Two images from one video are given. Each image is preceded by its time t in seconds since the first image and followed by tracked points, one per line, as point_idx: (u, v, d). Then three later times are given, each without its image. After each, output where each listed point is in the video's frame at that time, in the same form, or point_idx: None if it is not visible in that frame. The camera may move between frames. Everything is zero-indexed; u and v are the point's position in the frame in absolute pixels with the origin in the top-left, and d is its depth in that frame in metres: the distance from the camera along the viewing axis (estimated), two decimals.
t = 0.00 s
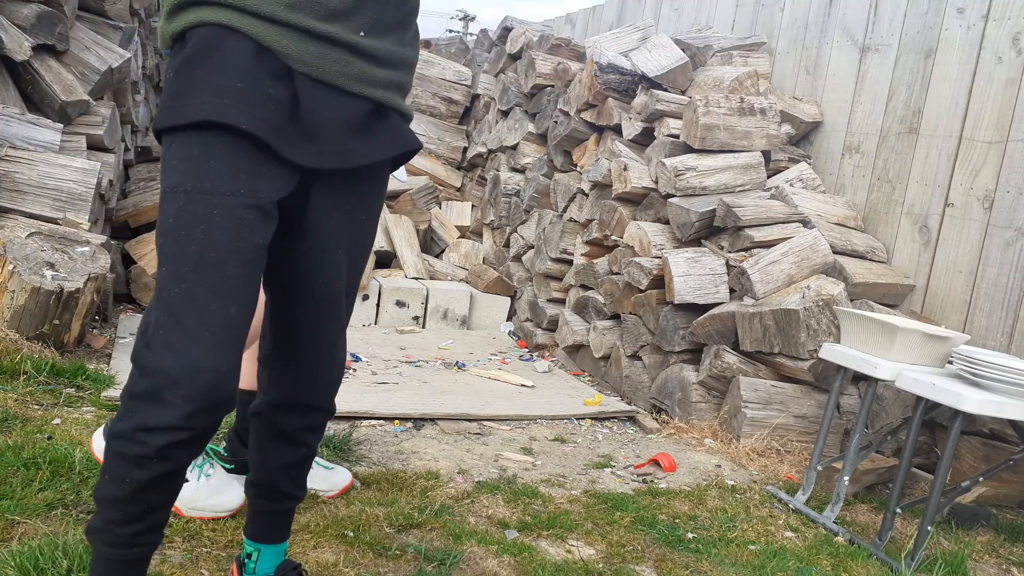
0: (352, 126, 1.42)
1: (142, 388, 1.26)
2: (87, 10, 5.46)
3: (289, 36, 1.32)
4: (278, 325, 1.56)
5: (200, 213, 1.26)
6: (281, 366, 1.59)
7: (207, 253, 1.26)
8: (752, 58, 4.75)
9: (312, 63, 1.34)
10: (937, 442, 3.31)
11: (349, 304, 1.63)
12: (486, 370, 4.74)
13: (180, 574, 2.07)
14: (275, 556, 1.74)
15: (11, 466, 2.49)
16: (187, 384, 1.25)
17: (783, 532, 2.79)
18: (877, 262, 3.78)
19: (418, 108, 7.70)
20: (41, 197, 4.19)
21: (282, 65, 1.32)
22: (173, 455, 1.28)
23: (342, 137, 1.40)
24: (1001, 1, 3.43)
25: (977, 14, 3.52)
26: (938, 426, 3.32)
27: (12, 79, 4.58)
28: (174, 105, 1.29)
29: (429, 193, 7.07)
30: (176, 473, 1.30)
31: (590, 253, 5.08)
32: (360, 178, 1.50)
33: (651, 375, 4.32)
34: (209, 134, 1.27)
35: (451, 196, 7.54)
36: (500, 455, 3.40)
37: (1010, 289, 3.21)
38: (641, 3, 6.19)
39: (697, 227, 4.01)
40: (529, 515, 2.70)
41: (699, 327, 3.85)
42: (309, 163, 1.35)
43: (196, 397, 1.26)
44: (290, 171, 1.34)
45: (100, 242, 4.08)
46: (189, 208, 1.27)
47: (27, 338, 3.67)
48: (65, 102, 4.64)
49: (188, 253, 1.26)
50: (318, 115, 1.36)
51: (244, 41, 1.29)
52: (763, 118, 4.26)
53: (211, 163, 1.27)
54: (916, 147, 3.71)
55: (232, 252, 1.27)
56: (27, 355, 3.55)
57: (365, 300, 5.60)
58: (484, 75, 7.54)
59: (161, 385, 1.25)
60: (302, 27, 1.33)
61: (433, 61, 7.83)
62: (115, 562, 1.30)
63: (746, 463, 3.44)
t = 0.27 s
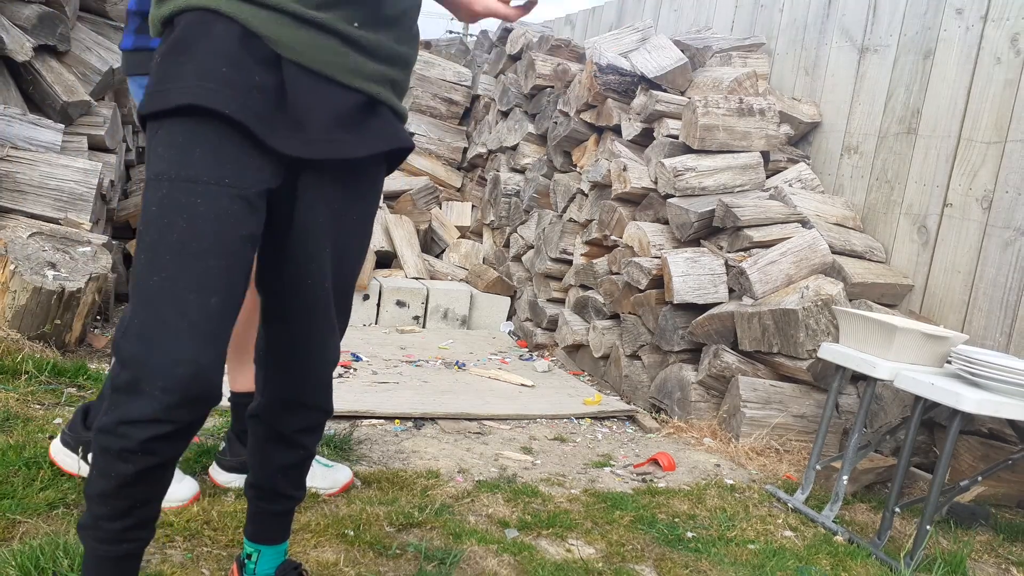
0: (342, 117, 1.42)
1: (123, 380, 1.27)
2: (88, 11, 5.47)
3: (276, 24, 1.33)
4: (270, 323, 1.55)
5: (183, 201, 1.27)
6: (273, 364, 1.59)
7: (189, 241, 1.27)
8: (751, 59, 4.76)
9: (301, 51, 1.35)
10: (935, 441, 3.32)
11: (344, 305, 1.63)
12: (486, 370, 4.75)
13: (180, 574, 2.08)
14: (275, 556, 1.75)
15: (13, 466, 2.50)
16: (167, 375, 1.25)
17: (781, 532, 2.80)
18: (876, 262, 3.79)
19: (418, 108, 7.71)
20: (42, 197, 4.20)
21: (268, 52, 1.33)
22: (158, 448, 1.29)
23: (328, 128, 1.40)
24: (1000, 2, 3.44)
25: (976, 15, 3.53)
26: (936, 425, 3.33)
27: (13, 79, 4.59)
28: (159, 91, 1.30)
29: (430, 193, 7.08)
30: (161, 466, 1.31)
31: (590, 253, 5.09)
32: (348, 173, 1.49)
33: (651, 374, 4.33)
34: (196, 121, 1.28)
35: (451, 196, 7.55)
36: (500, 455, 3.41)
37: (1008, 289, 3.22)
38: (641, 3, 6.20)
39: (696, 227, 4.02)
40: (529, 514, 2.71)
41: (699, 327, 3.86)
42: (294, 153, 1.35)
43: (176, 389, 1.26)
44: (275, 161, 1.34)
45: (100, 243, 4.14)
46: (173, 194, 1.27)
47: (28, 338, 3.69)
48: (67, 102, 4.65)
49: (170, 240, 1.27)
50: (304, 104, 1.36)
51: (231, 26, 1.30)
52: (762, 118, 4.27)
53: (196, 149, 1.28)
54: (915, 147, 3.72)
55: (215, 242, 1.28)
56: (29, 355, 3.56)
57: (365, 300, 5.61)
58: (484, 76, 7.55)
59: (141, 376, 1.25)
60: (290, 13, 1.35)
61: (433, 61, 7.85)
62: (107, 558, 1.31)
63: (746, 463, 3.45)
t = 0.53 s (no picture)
0: (326, 117, 1.39)
1: (130, 373, 1.17)
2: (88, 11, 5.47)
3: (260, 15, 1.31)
4: (267, 325, 1.51)
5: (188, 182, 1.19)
6: (265, 369, 1.54)
7: (196, 224, 1.18)
8: (752, 58, 4.75)
9: (285, 49, 1.34)
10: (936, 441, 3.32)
11: (334, 311, 1.59)
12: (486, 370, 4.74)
13: (180, 574, 2.07)
14: (274, 557, 1.74)
15: (12, 466, 2.49)
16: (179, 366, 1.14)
17: (782, 532, 2.80)
18: (876, 262, 3.78)
19: (418, 108, 7.70)
20: (42, 197, 4.19)
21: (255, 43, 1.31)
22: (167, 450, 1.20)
23: (310, 129, 1.35)
24: (1000, 2, 3.43)
25: (977, 14, 3.53)
26: (937, 426, 3.32)
27: (12, 79, 4.59)
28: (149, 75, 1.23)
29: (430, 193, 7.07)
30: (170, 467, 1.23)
31: (590, 253, 5.09)
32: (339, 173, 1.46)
33: (651, 374, 4.32)
34: (195, 103, 1.22)
35: (451, 196, 7.54)
36: (500, 455, 3.40)
37: (1009, 289, 3.21)
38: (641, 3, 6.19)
39: (696, 227, 4.02)
40: (529, 514, 2.71)
41: (699, 327, 3.85)
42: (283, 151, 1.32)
43: (186, 386, 1.15)
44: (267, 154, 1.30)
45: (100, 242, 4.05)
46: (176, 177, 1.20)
47: (28, 338, 3.72)
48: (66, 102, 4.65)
49: (174, 225, 1.18)
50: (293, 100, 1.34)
51: (220, 20, 1.29)
52: (763, 118, 4.26)
53: (197, 133, 1.22)
54: (916, 147, 3.72)
55: (223, 226, 1.20)
56: (28, 355, 3.56)
57: (365, 300, 5.60)
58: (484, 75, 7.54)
59: (150, 368, 1.15)
60: (275, 10, 1.34)
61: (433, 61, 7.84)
62: (107, 551, 1.26)
63: (746, 463, 3.45)
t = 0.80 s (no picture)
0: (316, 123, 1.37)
1: (129, 381, 1.11)
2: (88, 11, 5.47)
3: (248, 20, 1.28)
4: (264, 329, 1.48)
5: (191, 179, 1.15)
6: (260, 374, 1.52)
7: (201, 217, 1.14)
8: (752, 58, 4.75)
9: (268, 53, 1.29)
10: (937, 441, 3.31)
11: (325, 314, 1.58)
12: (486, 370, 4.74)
13: (180, 574, 2.07)
14: (274, 559, 1.73)
15: (12, 466, 2.49)
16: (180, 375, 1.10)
17: (782, 532, 2.79)
18: (877, 262, 3.78)
19: (418, 107, 7.69)
20: (41, 197, 4.19)
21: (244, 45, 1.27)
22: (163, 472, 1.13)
23: (298, 132, 1.33)
24: (1000, 1, 3.43)
25: (977, 14, 3.53)
26: (937, 426, 3.32)
27: (12, 79, 4.59)
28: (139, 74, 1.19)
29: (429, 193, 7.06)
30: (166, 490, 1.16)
31: (590, 253, 5.08)
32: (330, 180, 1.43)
33: (651, 375, 4.32)
34: (192, 102, 1.18)
35: (451, 196, 7.53)
36: (500, 455, 3.39)
37: (1010, 288, 3.21)
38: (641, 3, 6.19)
39: (697, 227, 4.01)
40: (529, 515, 2.70)
41: (699, 327, 3.84)
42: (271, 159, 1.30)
43: (199, 389, 1.10)
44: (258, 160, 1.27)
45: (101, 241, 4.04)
46: (177, 169, 1.15)
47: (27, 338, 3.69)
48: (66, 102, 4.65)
49: (179, 218, 1.14)
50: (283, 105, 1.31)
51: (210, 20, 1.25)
52: (763, 118, 4.26)
53: (196, 125, 1.18)
54: (916, 147, 3.71)
55: (228, 221, 1.16)
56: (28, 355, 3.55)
57: (364, 300, 5.59)
58: (484, 75, 7.54)
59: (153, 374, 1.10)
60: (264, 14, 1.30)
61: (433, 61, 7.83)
62: None
63: (746, 463, 3.44)
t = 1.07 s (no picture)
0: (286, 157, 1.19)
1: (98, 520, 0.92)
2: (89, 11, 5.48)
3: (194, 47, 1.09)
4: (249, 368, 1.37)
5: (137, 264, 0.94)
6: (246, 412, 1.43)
7: (163, 301, 0.95)
8: (752, 58, 4.75)
9: (231, 87, 1.12)
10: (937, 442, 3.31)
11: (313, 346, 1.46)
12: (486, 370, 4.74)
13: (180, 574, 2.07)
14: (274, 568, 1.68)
15: (12, 466, 2.49)
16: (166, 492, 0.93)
17: (783, 533, 2.79)
18: (877, 262, 3.77)
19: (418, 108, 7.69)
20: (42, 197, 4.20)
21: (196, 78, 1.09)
22: None
23: (270, 172, 1.16)
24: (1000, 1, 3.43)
25: (977, 14, 3.53)
26: (937, 426, 3.32)
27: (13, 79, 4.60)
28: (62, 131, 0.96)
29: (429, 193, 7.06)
30: None
31: (590, 253, 5.08)
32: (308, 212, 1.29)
33: (651, 375, 4.32)
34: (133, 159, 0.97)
35: (451, 196, 7.53)
36: (500, 455, 3.40)
37: (1010, 289, 3.21)
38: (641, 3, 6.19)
39: (697, 227, 4.01)
40: (529, 515, 2.70)
41: (699, 327, 3.84)
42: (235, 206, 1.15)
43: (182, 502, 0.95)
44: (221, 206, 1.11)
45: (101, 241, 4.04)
46: (119, 247, 0.94)
47: (27, 337, 3.70)
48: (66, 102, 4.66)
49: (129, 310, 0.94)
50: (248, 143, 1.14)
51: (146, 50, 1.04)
52: (763, 118, 4.26)
53: (137, 188, 0.96)
54: (916, 147, 3.71)
55: (193, 297, 0.98)
56: (28, 355, 3.55)
57: (364, 300, 5.59)
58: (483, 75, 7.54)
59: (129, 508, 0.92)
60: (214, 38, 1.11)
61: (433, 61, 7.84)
62: None
63: (746, 463, 3.44)
